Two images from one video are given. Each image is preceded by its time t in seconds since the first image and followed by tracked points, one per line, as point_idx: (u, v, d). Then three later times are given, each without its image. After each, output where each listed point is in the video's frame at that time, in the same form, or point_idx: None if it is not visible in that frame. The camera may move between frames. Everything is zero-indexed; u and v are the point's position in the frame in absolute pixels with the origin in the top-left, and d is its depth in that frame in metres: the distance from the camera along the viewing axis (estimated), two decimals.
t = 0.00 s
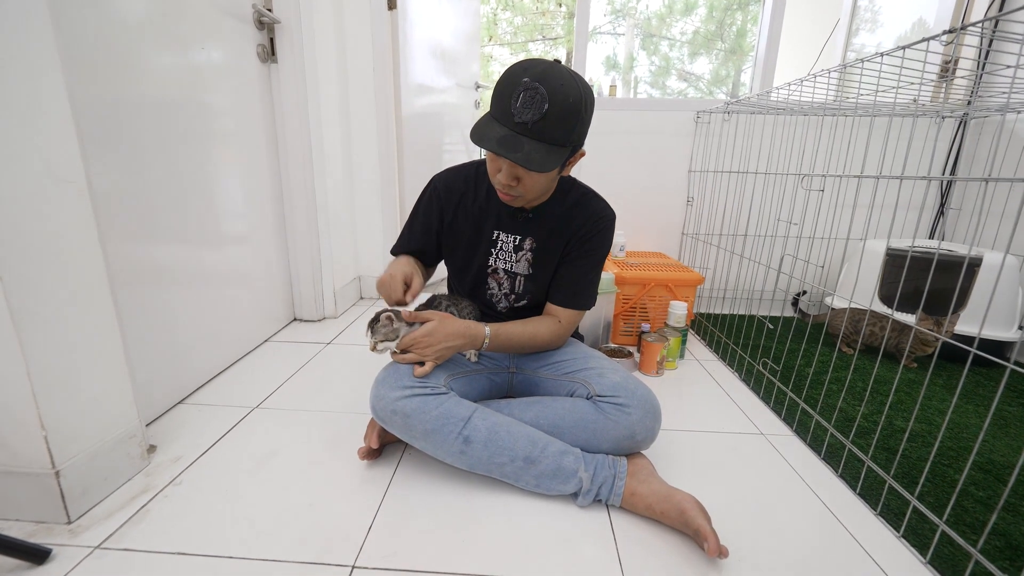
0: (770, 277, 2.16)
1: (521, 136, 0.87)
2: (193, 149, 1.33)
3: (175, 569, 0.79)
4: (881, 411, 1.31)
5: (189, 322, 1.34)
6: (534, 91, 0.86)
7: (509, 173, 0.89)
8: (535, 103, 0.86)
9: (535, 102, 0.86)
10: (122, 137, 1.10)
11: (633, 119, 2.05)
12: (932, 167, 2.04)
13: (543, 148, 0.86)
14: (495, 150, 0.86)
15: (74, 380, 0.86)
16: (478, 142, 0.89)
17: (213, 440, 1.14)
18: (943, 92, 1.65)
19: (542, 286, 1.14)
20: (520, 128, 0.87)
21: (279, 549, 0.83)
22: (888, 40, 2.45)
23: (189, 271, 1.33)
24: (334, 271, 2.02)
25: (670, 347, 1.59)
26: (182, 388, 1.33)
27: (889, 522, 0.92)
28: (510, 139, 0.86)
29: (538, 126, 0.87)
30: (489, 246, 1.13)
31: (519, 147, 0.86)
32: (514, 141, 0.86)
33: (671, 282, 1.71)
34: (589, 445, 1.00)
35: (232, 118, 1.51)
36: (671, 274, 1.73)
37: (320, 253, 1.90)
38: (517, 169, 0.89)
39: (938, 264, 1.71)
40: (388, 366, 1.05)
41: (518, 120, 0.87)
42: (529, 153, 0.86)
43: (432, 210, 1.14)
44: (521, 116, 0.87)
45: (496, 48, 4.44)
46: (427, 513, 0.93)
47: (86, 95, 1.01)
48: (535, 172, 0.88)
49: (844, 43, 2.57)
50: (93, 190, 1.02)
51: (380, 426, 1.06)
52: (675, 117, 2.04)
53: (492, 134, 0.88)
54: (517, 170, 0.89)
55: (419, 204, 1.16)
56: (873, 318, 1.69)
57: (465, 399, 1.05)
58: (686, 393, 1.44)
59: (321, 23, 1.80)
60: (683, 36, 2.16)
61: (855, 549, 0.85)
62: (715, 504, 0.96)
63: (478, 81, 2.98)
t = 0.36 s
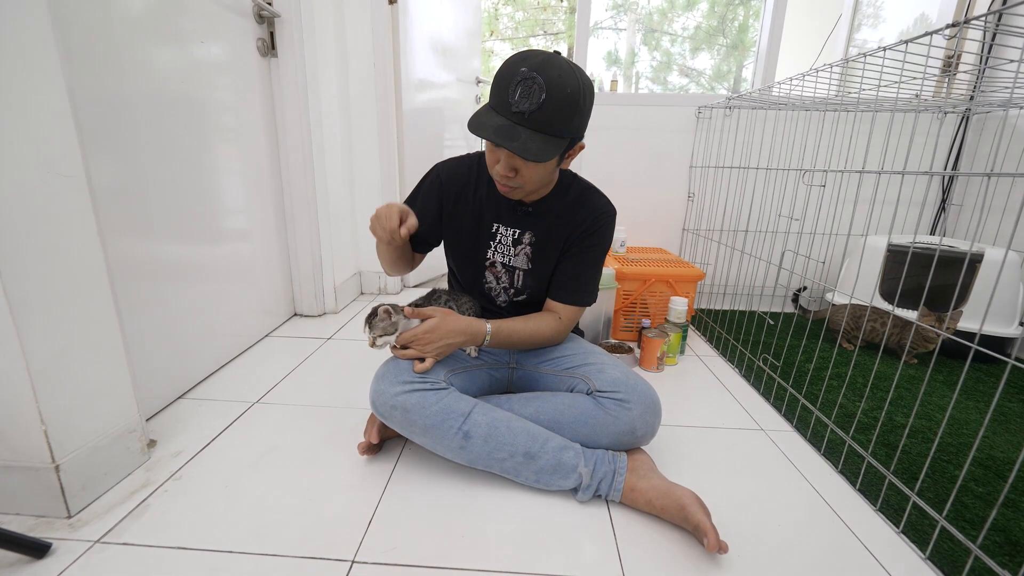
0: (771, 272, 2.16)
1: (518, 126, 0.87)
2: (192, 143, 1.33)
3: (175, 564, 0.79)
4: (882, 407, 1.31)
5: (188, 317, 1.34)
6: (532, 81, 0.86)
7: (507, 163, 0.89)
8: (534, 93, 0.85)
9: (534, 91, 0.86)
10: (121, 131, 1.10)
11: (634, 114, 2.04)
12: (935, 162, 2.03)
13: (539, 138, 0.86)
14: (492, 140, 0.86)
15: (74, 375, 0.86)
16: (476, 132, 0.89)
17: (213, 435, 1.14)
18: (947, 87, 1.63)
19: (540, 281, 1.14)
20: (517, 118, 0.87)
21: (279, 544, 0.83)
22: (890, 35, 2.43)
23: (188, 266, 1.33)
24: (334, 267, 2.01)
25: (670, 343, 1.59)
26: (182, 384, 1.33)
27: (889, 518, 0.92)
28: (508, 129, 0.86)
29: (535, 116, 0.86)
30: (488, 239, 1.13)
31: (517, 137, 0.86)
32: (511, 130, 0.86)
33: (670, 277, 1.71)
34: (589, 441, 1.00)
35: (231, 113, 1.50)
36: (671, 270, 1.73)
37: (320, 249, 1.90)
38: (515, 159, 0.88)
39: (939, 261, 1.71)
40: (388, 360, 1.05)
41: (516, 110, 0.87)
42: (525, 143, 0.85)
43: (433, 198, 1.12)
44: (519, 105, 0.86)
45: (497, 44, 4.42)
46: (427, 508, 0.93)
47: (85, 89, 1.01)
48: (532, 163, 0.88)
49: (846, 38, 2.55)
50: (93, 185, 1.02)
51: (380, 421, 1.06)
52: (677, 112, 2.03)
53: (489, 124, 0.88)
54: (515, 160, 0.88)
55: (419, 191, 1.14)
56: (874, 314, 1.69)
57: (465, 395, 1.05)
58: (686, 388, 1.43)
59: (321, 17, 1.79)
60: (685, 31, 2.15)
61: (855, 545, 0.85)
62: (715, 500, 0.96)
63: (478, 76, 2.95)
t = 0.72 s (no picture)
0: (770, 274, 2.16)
1: (514, 129, 0.87)
2: (193, 145, 1.33)
3: (175, 566, 0.79)
4: (881, 408, 1.31)
5: (189, 319, 1.34)
6: (524, 83, 0.87)
7: (504, 166, 0.89)
8: (527, 95, 0.86)
9: (526, 93, 0.86)
10: (122, 133, 1.10)
11: (634, 116, 2.05)
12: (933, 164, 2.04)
13: (535, 139, 0.86)
14: (488, 143, 0.86)
15: (75, 377, 0.86)
16: (471, 137, 0.90)
17: (213, 437, 1.15)
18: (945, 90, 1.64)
19: (542, 282, 1.14)
20: (512, 121, 0.87)
21: (279, 546, 0.83)
22: (889, 39, 2.45)
23: (189, 268, 1.33)
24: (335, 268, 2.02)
25: (670, 345, 1.59)
26: (182, 385, 1.33)
27: (888, 519, 0.92)
28: (503, 132, 0.86)
29: (530, 118, 0.87)
30: (488, 245, 1.13)
31: (513, 139, 0.86)
32: (507, 133, 0.86)
33: (670, 279, 1.71)
34: (589, 442, 1.00)
35: (233, 115, 1.51)
36: (671, 271, 1.73)
37: (320, 250, 1.90)
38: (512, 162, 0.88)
39: (937, 262, 1.71)
40: (388, 362, 1.06)
41: (510, 113, 0.87)
42: (522, 145, 0.85)
43: (430, 212, 1.15)
44: (513, 108, 0.87)
45: (497, 46, 4.43)
46: (427, 509, 0.93)
47: (87, 91, 1.01)
48: (529, 164, 0.88)
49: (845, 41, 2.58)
50: (95, 186, 1.02)
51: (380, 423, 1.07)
52: (676, 114, 2.03)
53: (484, 128, 0.88)
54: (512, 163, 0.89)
55: (418, 206, 1.17)
56: (873, 316, 1.69)
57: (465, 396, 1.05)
58: (686, 390, 1.44)
59: (322, 19, 1.80)
60: (685, 33, 2.16)
61: (854, 547, 0.85)
62: (714, 502, 0.97)
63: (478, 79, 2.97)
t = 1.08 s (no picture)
0: (767, 278, 2.17)
1: (482, 136, 0.89)
2: (193, 150, 1.34)
3: (174, 570, 0.79)
4: (876, 412, 1.32)
5: (188, 323, 1.34)
6: (487, 90, 0.88)
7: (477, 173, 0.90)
8: (490, 101, 0.88)
9: (490, 100, 0.88)
10: (123, 139, 1.11)
11: (632, 121, 2.06)
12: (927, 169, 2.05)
13: (503, 142, 0.88)
14: (457, 152, 0.88)
15: (74, 381, 0.87)
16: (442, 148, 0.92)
17: (212, 442, 1.15)
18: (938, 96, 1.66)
19: (537, 284, 1.15)
20: (479, 128, 0.89)
21: (278, 550, 0.84)
22: (884, 43, 2.47)
23: (188, 272, 1.34)
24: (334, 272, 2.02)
25: (667, 348, 1.59)
26: (181, 390, 1.33)
27: (883, 523, 0.93)
28: (472, 140, 0.88)
29: (496, 123, 0.88)
30: (479, 252, 1.14)
31: (482, 146, 0.88)
32: (475, 140, 0.88)
33: (668, 283, 1.72)
34: (586, 446, 1.00)
35: (232, 120, 1.52)
36: (669, 275, 1.74)
37: (319, 254, 1.91)
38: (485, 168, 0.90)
39: (931, 266, 1.73)
40: (386, 367, 1.06)
41: (476, 121, 0.89)
42: (489, 150, 0.87)
43: (422, 224, 1.17)
44: (479, 116, 0.89)
45: (496, 50, 4.45)
46: (425, 513, 0.93)
47: (88, 97, 1.02)
48: (501, 168, 0.89)
49: (840, 46, 2.63)
50: (95, 191, 1.03)
51: (378, 427, 1.07)
52: (674, 119, 2.05)
53: (453, 138, 0.90)
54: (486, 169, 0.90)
55: (410, 220, 1.19)
56: (867, 319, 1.71)
57: (463, 400, 1.06)
58: (683, 394, 1.44)
59: (321, 25, 1.81)
60: (682, 38, 2.17)
61: (850, 550, 0.86)
62: (711, 505, 0.97)
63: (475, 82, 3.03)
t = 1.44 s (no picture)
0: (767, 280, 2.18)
1: (467, 132, 0.90)
2: (194, 154, 1.35)
3: (176, 572, 0.80)
4: (875, 414, 1.32)
5: (189, 325, 1.35)
6: (469, 87, 0.90)
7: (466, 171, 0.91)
8: (472, 98, 0.89)
9: (472, 97, 0.89)
10: (125, 143, 1.12)
11: (631, 123, 2.07)
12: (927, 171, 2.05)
13: (488, 137, 0.88)
14: (444, 149, 0.89)
15: (77, 384, 0.87)
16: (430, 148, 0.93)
17: (213, 444, 1.15)
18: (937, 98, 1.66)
19: (535, 286, 1.15)
20: (464, 125, 0.90)
21: (279, 553, 0.84)
22: (884, 44, 2.47)
23: (189, 274, 1.34)
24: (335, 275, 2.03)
25: (667, 350, 1.59)
26: (182, 392, 1.34)
27: (882, 525, 0.93)
28: (457, 137, 0.90)
29: (480, 119, 0.89)
30: (476, 255, 1.14)
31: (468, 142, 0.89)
32: (461, 136, 0.89)
33: (667, 285, 1.72)
34: (585, 449, 1.01)
35: (233, 123, 1.52)
36: (668, 278, 1.74)
37: (320, 256, 1.91)
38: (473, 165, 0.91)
39: (929, 268, 1.73)
40: (386, 369, 1.06)
41: (460, 118, 0.90)
42: (474, 144, 0.88)
43: (418, 230, 1.17)
44: (462, 113, 0.90)
45: (496, 52, 4.45)
46: (425, 515, 0.94)
47: (90, 101, 1.03)
48: (489, 163, 0.90)
49: (840, 48, 2.63)
50: (97, 194, 1.04)
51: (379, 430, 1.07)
52: (673, 121, 2.05)
53: (439, 137, 0.91)
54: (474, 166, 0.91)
55: (406, 227, 1.19)
56: (865, 322, 1.71)
57: (463, 403, 1.06)
58: (683, 396, 1.45)
59: (322, 28, 1.82)
60: (682, 40, 2.17)
61: (848, 552, 0.86)
62: (710, 507, 0.97)
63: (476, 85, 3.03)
